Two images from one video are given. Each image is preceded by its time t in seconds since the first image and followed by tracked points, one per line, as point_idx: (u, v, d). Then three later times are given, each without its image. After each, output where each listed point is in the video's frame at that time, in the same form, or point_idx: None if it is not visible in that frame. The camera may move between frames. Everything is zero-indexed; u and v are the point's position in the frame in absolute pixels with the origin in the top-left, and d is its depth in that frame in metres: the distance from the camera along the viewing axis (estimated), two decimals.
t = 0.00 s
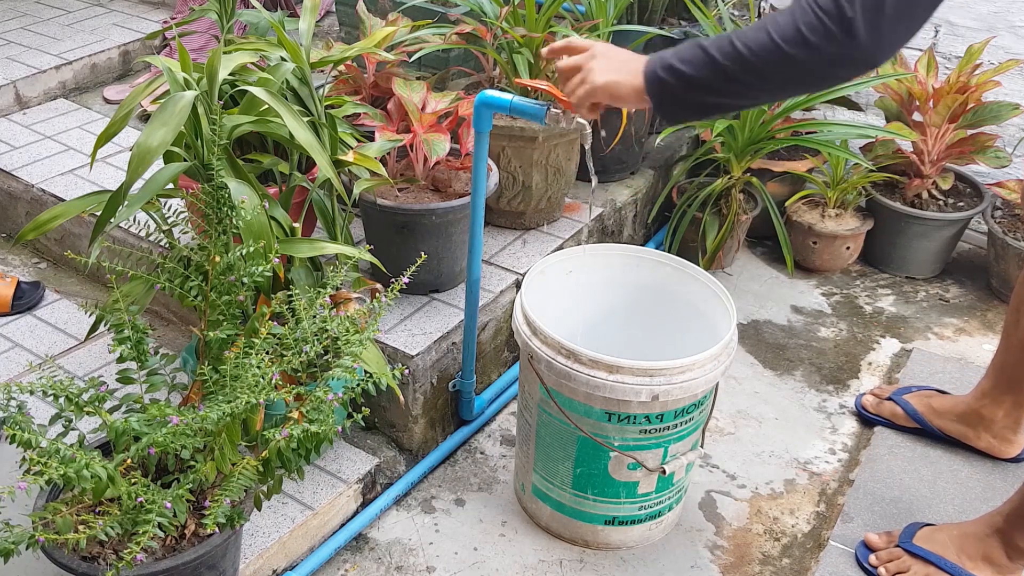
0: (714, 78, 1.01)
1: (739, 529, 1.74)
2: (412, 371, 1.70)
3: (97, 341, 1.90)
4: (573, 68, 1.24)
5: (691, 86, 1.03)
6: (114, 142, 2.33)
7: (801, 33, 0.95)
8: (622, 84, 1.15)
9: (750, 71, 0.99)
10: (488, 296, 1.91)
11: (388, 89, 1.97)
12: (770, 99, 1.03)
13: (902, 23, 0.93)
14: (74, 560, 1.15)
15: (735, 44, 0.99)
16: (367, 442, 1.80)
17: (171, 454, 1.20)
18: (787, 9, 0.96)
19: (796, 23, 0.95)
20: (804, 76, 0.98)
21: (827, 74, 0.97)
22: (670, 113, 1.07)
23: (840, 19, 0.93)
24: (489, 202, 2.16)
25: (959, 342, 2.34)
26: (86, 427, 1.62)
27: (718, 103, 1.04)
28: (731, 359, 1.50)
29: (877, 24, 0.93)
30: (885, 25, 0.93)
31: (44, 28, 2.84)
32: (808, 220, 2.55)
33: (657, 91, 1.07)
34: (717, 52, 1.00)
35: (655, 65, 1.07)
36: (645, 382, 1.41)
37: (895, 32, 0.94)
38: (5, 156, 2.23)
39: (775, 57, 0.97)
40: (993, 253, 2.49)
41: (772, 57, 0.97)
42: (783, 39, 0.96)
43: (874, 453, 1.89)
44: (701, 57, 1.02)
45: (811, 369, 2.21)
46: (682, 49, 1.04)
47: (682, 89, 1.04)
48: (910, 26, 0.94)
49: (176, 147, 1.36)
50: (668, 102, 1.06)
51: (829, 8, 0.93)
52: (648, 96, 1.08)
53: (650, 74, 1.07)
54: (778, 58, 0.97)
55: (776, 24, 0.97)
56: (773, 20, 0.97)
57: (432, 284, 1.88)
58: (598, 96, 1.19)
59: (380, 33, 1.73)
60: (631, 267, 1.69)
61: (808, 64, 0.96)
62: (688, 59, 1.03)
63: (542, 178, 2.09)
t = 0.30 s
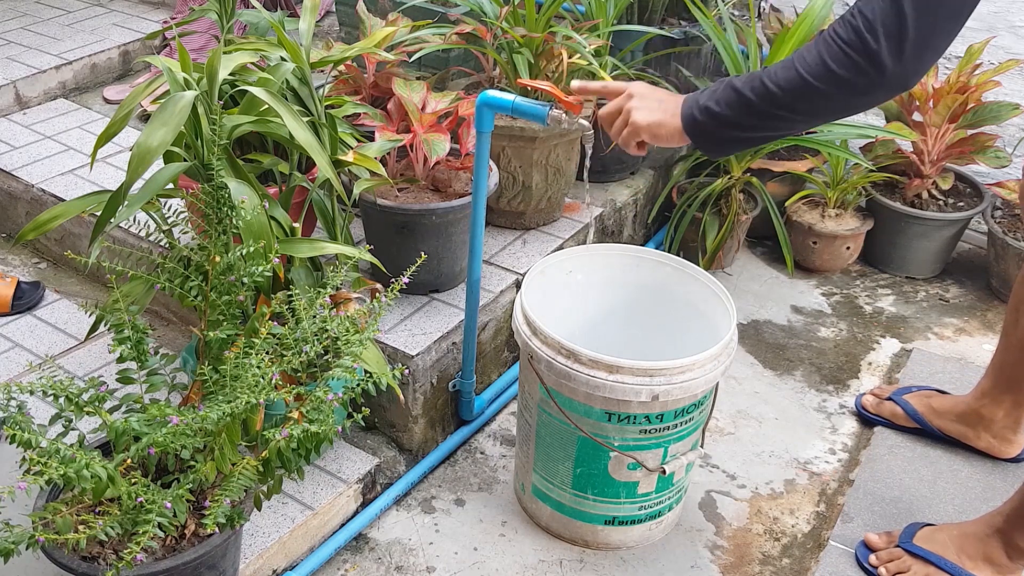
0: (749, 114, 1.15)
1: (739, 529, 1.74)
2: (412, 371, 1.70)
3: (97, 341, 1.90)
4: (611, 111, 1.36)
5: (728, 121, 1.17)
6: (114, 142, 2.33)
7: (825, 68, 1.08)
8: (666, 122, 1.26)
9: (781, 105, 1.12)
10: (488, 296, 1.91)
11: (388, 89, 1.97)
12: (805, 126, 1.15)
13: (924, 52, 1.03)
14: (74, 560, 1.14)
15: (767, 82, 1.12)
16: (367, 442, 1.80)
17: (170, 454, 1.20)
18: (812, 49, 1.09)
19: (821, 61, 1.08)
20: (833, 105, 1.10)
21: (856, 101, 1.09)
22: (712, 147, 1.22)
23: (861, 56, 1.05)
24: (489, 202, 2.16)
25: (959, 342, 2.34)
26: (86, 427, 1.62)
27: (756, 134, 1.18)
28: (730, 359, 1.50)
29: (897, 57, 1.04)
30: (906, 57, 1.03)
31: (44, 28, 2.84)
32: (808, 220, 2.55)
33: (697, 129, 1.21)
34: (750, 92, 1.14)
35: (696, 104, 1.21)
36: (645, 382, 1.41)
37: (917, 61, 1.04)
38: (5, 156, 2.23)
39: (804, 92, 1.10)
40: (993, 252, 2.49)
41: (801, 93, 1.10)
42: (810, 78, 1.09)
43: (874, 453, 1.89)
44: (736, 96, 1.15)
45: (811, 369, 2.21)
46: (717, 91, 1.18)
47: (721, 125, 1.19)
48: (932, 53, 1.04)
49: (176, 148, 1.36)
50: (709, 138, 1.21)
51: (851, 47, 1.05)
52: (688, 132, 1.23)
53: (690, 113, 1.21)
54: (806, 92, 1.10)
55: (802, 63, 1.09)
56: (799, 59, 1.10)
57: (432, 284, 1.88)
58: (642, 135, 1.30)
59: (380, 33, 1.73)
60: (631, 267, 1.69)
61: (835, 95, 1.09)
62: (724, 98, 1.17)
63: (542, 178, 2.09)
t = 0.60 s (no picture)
0: (744, 132, 1.20)
1: (739, 529, 1.74)
2: (412, 371, 1.70)
3: (97, 341, 1.89)
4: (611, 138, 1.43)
5: (721, 138, 1.23)
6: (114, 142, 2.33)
7: (819, 88, 1.12)
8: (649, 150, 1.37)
9: (776, 124, 1.17)
10: (488, 296, 1.91)
11: (388, 89, 1.97)
12: (799, 136, 1.20)
13: (913, 68, 1.08)
14: (74, 560, 1.14)
15: (760, 103, 1.17)
16: (367, 442, 1.80)
17: (170, 454, 1.20)
18: (804, 69, 1.13)
19: (815, 81, 1.12)
20: (826, 120, 1.15)
21: (848, 113, 1.14)
22: (705, 160, 1.28)
23: (855, 76, 1.09)
24: (489, 202, 2.16)
25: (959, 342, 2.34)
26: (86, 427, 1.62)
27: (749, 149, 1.23)
28: (730, 359, 1.50)
29: (890, 74, 1.08)
30: (898, 73, 1.08)
31: (45, 28, 2.84)
32: (808, 220, 2.55)
33: (692, 145, 1.27)
34: (743, 113, 1.18)
35: (688, 119, 1.26)
36: (646, 382, 1.41)
37: (908, 74, 1.09)
38: (5, 156, 2.23)
39: (798, 110, 1.14)
40: (993, 253, 2.49)
41: (796, 111, 1.15)
42: (805, 97, 1.13)
43: (874, 453, 1.89)
44: (729, 116, 1.20)
45: (811, 369, 2.21)
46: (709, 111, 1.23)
47: (715, 142, 1.24)
48: (921, 67, 1.09)
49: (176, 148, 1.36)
50: (702, 152, 1.27)
51: (845, 67, 1.09)
52: (681, 147, 1.29)
53: (685, 130, 1.27)
54: (800, 111, 1.15)
55: (796, 82, 1.13)
56: (792, 78, 1.14)
57: (432, 284, 1.88)
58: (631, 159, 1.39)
59: (380, 33, 1.73)
60: (631, 267, 1.69)
61: (829, 111, 1.14)
62: (716, 119, 1.22)
63: (542, 178, 2.09)
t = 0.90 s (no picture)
0: (735, 133, 1.20)
1: (739, 529, 1.74)
2: (413, 371, 1.70)
3: (97, 341, 1.89)
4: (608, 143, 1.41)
5: (713, 137, 1.23)
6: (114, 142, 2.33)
7: (810, 89, 1.12)
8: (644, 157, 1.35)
9: (766, 125, 1.17)
10: (488, 296, 1.91)
11: (388, 89, 1.97)
12: (789, 138, 1.21)
13: (904, 71, 1.08)
14: (74, 560, 1.14)
15: (752, 103, 1.17)
16: (367, 442, 1.80)
17: (170, 454, 1.20)
18: (796, 70, 1.13)
19: (805, 82, 1.12)
20: (817, 121, 1.16)
21: (838, 116, 1.15)
22: (696, 160, 1.28)
23: (847, 78, 1.09)
24: (489, 202, 2.16)
25: (959, 342, 2.34)
26: (86, 427, 1.62)
27: (740, 150, 1.23)
28: (730, 359, 1.50)
29: (880, 77, 1.09)
30: (889, 76, 1.09)
31: (45, 28, 2.84)
32: (808, 220, 2.55)
33: (683, 144, 1.27)
34: (734, 113, 1.19)
35: (682, 119, 1.27)
36: (645, 382, 1.41)
37: (898, 78, 1.09)
38: (5, 156, 2.23)
39: (789, 111, 1.15)
40: (994, 253, 2.49)
41: (786, 111, 1.15)
42: (795, 99, 1.13)
43: (874, 453, 1.90)
44: (721, 116, 1.20)
45: (811, 369, 2.21)
46: (701, 111, 1.23)
47: (707, 142, 1.24)
48: (911, 70, 1.09)
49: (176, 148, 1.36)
50: (693, 151, 1.27)
51: (836, 70, 1.09)
52: (673, 146, 1.29)
53: (676, 128, 1.27)
54: (792, 112, 1.15)
55: (787, 84, 1.14)
56: (783, 78, 1.14)
57: (432, 284, 1.88)
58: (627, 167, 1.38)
59: (380, 33, 1.73)
60: (631, 267, 1.69)
61: (819, 112, 1.14)
62: (708, 118, 1.22)
63: (542, 178, 2.09)
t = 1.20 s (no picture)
0: (746, 124, 1.16)
1: (739, 529, 1.74)
2: (413, 371, 1.70)
3: (97, 341, 1.89)
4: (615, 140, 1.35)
5: (722, 129, 1.19)
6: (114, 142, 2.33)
7: (823, 78, 1.09)
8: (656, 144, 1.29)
9: (779, 115, 1.14)
10: (488, 296, 1.91)
11: (388, 89, 1.97)
12: (800, 132, 1.17)
13: (918, 60, 1.06)
14: (74, 560, 1.14)
15: (764, 93, 1.14)
16: (367, 442, 1.80)
17: (170, 454, 1.20)
18: (809, 60, 1.10)
19: (818, 71, 1.09)
20: (830, 113, 1.12)
21: (851, 108, 1.12)
22: (707, 155, 1.24)
23: (861, 66, 1.07)
24: (489, 202, 2.16)
25: (959, 342, 2.34)
26: (86, 427, 1.62)
27: (750, 143, 1.19)
28: (730, 359, 1.50)
29: (894, 66, 1.06)
30: (904, 65, 1.06)
31: (45, 28, 2.84)
32: (808, 220, 2.55)
33: (691, 138, 1.22)
34: (746, 102, 1.15)
35: (688, 113, 1.22)
36: (645, 382, 1.41)
37: (911, 69, 1.07)
38: (5, 156, 2.23)
39: (802, 101, 1.11)
40: (994, 253, 2.49)
41: (800, 102, 1.12)
42: (808, 87, 1.10)
43: (874, 453, 1.90)
44: (733, 105, 1.16)
45: (811, 369, 2.21)
46: (710, 102, 1.19)
47: (716, 135, 1.20)
48: (925, 60, 1.07)
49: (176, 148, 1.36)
50: (700, 145, 1.22)
51: (850, 58, 1.07)
52: (685, 141, 1.24)
53: (686, 122, 1.22)
54: (805, 102, 1.11)
55: (799, 74, 1.11)
56: (795, 68, 1.12)
57: (432, 284, 1.88)
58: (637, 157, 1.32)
59: (380, 33, 1.73)
60: (631, 267, 1.69)
61: (833, 103, 1.11)
62: (717, 110, 1.18)
63: (542, 178, 2.09)
